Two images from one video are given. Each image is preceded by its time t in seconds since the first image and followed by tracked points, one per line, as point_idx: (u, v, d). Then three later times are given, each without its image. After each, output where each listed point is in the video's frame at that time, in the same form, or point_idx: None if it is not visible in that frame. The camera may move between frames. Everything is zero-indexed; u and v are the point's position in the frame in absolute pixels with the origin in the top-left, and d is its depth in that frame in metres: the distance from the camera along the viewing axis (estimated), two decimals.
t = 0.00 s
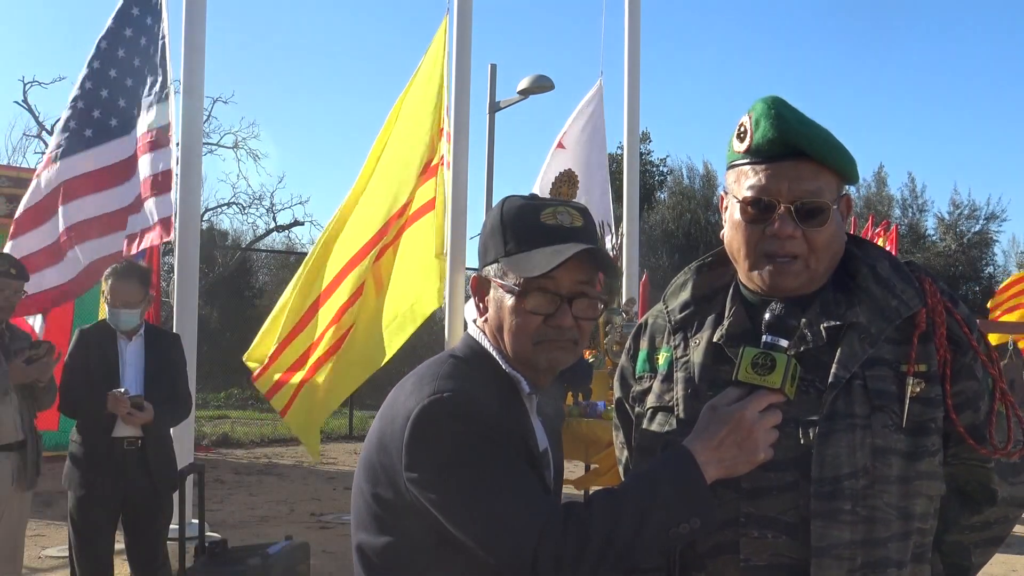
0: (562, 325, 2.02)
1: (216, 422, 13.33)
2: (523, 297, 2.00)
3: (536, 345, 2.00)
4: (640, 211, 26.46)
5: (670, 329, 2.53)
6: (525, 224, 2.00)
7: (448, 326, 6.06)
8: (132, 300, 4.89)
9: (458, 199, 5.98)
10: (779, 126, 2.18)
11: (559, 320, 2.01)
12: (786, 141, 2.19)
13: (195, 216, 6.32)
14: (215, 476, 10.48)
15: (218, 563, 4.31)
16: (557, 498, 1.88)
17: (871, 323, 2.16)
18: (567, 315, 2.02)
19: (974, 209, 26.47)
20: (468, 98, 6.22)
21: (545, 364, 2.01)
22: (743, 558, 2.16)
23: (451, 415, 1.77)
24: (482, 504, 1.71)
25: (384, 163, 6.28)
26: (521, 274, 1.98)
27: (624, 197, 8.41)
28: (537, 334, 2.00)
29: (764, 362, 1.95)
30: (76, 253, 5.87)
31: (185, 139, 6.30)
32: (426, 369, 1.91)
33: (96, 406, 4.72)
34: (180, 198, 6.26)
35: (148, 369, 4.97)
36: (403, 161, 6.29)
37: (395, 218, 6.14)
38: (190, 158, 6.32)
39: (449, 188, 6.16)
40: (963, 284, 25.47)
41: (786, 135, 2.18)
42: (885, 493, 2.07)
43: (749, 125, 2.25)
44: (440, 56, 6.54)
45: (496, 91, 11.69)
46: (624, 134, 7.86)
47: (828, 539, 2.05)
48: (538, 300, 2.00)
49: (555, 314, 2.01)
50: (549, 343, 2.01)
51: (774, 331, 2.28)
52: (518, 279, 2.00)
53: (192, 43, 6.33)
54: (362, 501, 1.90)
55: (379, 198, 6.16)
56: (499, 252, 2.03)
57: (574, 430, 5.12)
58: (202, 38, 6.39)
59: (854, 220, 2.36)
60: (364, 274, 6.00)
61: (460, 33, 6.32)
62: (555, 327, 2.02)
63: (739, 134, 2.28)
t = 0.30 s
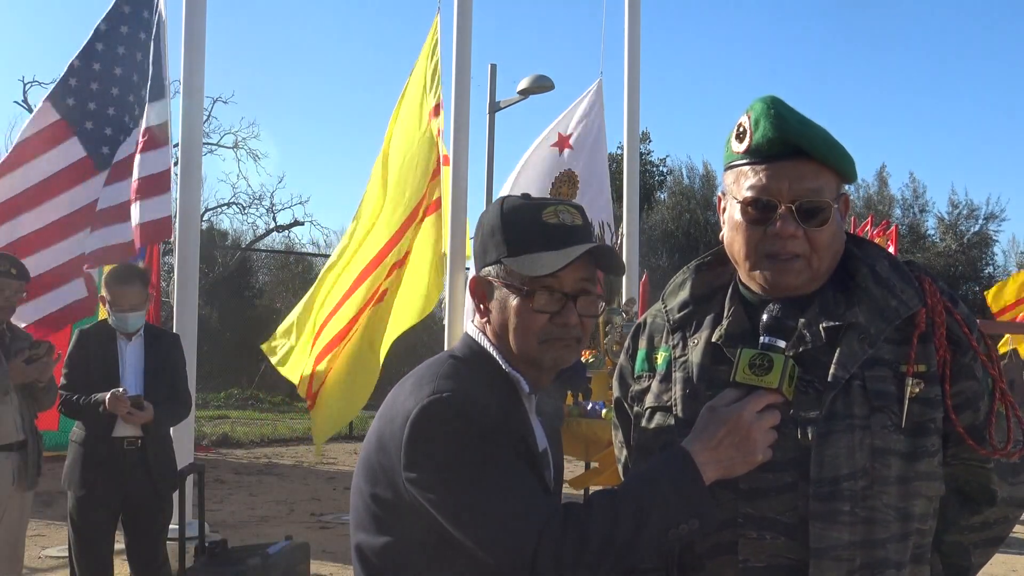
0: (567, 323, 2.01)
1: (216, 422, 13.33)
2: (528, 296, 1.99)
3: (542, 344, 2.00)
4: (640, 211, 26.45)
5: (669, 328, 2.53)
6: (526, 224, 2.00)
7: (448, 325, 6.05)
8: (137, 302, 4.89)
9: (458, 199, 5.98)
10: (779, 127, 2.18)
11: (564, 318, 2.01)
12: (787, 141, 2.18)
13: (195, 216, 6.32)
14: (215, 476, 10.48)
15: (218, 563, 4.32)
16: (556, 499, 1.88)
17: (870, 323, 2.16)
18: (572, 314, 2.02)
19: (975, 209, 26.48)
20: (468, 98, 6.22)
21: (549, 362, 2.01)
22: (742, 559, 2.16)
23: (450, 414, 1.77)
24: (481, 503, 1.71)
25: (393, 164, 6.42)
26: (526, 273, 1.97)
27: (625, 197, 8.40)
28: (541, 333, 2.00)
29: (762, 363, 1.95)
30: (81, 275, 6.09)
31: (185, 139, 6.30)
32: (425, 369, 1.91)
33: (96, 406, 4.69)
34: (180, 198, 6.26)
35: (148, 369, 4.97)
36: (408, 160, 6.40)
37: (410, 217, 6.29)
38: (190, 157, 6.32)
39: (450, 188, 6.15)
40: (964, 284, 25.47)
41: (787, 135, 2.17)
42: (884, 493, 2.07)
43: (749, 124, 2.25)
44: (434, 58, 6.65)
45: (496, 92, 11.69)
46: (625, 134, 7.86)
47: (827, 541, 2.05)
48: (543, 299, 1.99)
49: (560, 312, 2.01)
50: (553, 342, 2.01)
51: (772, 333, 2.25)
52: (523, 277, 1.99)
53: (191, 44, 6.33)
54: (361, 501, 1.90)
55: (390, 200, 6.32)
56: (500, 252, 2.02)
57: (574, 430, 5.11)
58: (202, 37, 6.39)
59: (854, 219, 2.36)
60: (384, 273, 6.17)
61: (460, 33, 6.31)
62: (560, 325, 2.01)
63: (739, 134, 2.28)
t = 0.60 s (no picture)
0: (567, 323, 2.01)
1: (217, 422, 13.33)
2: (529, 296, 1.99)
3: (542, 343, 2.00)
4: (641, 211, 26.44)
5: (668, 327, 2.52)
6: (525, 224, 2.00)
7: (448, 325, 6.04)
8: (138, 303, 4.89)
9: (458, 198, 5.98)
10: (776, 125, 2.18)
11: (564, 318, 2.01)
12: (785, 140, 2.18)
13: (195, 216, 6.33)
14: (215, 476, 10.48)
15: (218, 563, 4.32)
16: (555, 499, 1.87)
17: (870, 323, 2.15)
18: (572, 314, 2.01)
19: (975, 209, 26.47)
20: (467, 98, 6.22)
21: (549, 362, 2.01)
22: (740, 559, 2.16)
23: (449, 416, 1.76)
24: (480, 504, 1.71)
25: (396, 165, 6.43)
26: (526, 272, 1.97)
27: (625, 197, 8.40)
28: (541, 333, 1.99)
29: (762, 363, 1.94)
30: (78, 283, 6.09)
31: (185, 140, 6.29)
32: (424, 370, 1.91)
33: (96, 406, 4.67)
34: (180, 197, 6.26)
35: (149, 368, 4.97)
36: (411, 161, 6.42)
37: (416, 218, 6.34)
38: (190, 158, 6.32)
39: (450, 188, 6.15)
40: (964, 283, 25.45)
41: (784, 133, 2.17)
42: (883, 493, 2.07)
43: (745, 124, 2.25)
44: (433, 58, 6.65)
45: (496, 92, 11.68)
46: (624, 134, 7.86)
47: (825, 540, 2.05)
48: (542, 299, 1.99)
49: (560, 312, 2.00)
50: (554, 342, 2.01)
51: (773, 333, 2.28)
52: (523, 278, 1.98)
53: (191, 45, 6.32)
54: (360, 501, 1.90)
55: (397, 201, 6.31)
56: (499, 252, 2.02)
57: (575, 430, 5.09)
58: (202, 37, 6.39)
59: (853, 218, 2.35)
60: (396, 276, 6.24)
61: (460, 33, 6.31)
62: (561, 325, 2.01)
63: (735, 134, 2.28)
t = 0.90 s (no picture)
0: (566, 324, 2.01)
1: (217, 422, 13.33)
2: (528, 295, 1.99)
3: (541, 344, 1.99)
4: (641, 211, 26.44)
5: (667, 327, 2.52)
6: (524, 223, 2.00)
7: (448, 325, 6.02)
8: (139, 303, 4.89)
9: (457, 197, 5.97)
10: (773, 120, 2.18)
11: (563, 319, 2.00)
12: (783, 136, 2.18)
13: (195, 216, 6.32)
14: (215, 476, 10.48)
15: (218, 563, 4.32)
16: (553, 500, 1.88)
17: (869, 323, 2.15)
18: (571, 314, 2.01)
19: (974, 209, 26.47)
20: (467, 97, 6.22)
21: (548, 363, 2.00)
22: (736, 559, 2.16)
23: (447, 416, 1.76)
24: (479, 504, 1.71)
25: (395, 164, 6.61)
26: (525, 273, 1.96)
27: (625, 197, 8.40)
28: (540, 334, 1.99)
29: (760, 363, 1.93)
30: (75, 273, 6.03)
31: (185, 139, 6.29)
32: (422, 370, 1.90)
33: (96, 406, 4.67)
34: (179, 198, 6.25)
35: (148, 368, 4.97)
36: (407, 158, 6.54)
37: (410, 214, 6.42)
38: (190, 158, 6.32)
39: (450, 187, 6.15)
40: (964, 283, 25.45)
41: (782, 129, 2.17)
42: (881, 494, 2.07)
43: (744, 120, 2.26)
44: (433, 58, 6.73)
45: (496, 91, 11.68)
46: (624, 133, 7.87)
47: (822, 541, 2.05)
48: (542, 299, 1.99)
49: (559, 312, 2.00)
50: (553, 342, 2.00)
51: (770, 332, 2.30)
52: (522, 277, 1.98)
53: (192, 44, 6.33)
54: (359, 501, 1.90)
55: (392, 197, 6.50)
56: (498, 251, 2.02)
57: (575, 430, 5.09)
58: (202, 37, 6.38)
59: (854, 219, 2.35)
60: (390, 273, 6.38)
61: (460, 32, 6.31)
62: (559, 325, 2.00)
63: (734, 130, 2.29)
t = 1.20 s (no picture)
0: (566, 324, 2.01)
1: (217, 422, 13.33)
2: (527, 296, 1.99)
3: (541, 344, 1.99)
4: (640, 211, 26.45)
5: (666, 327, 2.53)
6: (525, 224, 2.00)
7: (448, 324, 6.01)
8: (139, 303, 4.89)
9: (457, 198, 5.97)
10: (776, 121, 2.18)
11: (563, 319, 2.00)
12: (785, 138, 2.18)
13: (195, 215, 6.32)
14: (215, 476, 10.48)
15: (218, 563, 4.32)
16: (552, 500, 1.88)
17: (868, 323, 2.15)
18: (571, 314, 2.01)
19: (974, 209, 26.48)
20: (467, 98, 6.22)
21: (548, 363, 2.00)
22: (735, 559, 2.16)
23: (445, 416, 1.76)
24: (477, 503, 1.71)
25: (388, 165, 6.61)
26: (525, 273, 1.96)
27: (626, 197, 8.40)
28: (539, 334, 1.99)
29: (759, 363, 1.93)
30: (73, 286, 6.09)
31: (185, 138, 6.29)
32: (421, 370, 1.91)
33: (96, 406, 4.67)
34: (179, 198, 6.25)
35: (148, 368, 4.97)
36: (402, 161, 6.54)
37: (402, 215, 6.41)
38: (190, 158, 6.32)
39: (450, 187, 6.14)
40: (964, 284, 25.45)
41: (785, 131, 2.17)
42: (879, 494, 2.07)
43: (748, 121, 2.26)
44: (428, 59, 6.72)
45: (496, 92, 11.69)
46: (624, 134, 7.86)
47: (820, 540, 2.05)
48: (541, 299, 1.99)
49: (558, 313, 2.00)
50: (553, 343, 2.00)
51: (769, 332, 2.30)
52: (522, 277, 1.98)
53: (191, 42, 6.33)
54: (357, 501, 1.90)
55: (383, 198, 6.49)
56: (498, 251, 2.01)
57: (575, 431, 5.08)
58: (202, 36, 6.39)
59: (854, 219, 2.35)
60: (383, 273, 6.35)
61: (460, 33, 6.31)
62: (559, 326, 2.00)
63: (736, 131, 2.28)
